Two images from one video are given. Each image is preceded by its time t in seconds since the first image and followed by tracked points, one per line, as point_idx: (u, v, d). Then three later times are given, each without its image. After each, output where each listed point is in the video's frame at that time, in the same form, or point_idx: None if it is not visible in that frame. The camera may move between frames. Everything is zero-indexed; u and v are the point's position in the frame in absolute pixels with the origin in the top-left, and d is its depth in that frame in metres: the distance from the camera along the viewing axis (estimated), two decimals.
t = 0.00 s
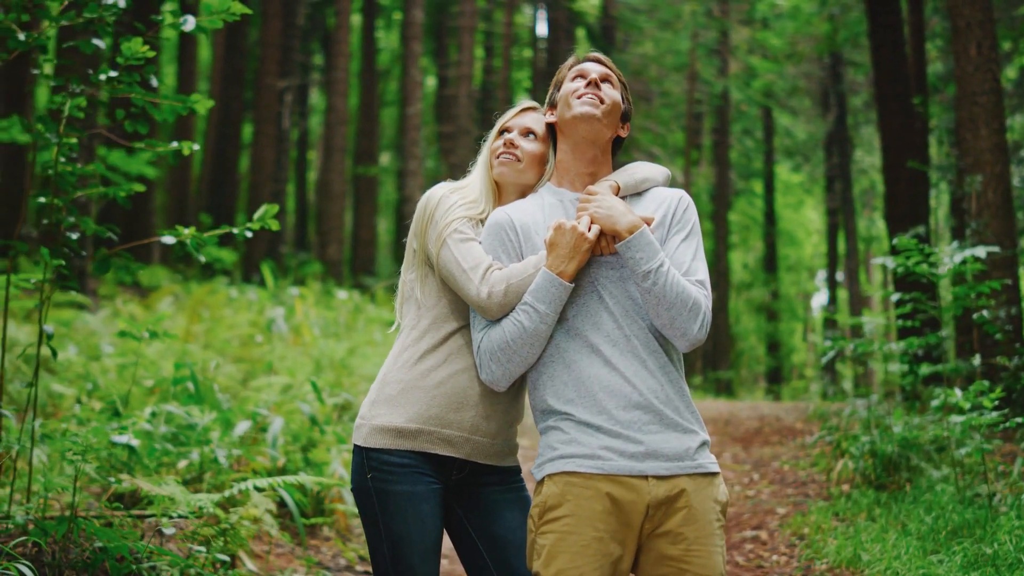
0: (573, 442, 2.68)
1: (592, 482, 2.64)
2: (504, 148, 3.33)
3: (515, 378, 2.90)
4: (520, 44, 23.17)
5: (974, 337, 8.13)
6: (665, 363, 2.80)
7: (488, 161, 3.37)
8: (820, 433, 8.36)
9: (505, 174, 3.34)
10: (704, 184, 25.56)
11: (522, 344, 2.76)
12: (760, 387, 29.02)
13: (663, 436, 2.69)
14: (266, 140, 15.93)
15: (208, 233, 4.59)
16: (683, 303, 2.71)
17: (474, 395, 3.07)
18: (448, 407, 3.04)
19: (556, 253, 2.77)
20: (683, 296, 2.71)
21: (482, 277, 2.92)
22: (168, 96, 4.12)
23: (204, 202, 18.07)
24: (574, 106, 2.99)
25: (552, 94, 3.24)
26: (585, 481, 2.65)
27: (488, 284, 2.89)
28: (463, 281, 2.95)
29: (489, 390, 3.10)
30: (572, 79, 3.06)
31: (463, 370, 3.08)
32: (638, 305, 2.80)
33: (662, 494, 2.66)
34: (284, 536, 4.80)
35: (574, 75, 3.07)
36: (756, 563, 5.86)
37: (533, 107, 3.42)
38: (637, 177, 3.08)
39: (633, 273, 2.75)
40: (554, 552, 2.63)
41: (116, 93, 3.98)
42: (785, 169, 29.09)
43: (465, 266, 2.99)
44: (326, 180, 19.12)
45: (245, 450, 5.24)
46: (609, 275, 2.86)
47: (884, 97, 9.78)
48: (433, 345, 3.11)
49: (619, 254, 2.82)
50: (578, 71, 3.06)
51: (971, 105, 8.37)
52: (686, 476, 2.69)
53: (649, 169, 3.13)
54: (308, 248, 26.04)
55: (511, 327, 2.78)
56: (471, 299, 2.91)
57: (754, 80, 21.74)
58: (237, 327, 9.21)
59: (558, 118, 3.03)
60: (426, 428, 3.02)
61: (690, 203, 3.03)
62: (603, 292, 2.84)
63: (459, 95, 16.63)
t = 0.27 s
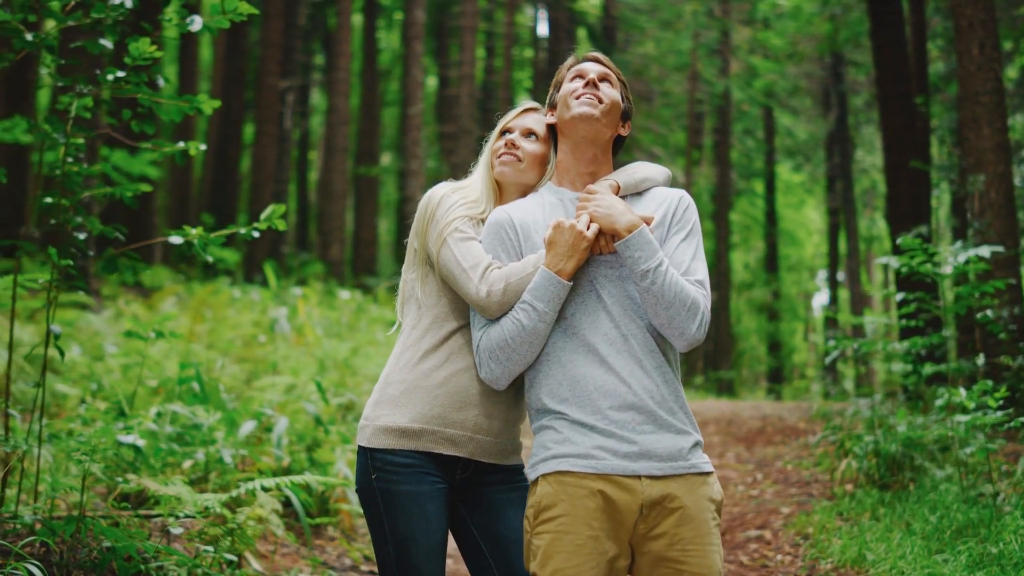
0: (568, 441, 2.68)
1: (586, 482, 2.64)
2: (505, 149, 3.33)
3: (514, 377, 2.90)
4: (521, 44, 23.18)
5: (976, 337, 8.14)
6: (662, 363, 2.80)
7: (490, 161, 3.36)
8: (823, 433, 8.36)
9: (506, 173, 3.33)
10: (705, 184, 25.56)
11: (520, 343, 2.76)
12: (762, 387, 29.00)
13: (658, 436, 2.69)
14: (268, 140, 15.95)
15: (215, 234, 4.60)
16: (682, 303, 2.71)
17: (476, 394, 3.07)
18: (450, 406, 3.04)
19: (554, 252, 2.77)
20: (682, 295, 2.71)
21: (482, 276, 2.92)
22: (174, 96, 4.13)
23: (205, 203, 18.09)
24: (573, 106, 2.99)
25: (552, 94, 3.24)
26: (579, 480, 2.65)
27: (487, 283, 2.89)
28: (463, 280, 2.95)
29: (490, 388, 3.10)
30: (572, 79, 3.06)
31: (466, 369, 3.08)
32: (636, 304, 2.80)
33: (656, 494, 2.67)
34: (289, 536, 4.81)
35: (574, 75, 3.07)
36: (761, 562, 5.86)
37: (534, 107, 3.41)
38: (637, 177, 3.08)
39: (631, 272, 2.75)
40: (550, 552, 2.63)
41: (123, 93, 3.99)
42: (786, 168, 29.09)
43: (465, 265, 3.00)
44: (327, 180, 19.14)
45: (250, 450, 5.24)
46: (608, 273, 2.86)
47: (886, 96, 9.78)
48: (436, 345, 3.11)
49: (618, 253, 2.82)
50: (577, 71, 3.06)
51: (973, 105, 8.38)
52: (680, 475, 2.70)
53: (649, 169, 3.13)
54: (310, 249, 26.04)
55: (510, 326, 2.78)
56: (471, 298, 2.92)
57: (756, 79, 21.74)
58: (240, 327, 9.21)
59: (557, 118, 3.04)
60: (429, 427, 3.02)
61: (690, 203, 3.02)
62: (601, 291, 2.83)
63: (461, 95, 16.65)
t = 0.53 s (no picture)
0: (568, 439, 2.68)
1: (585, 481, 2.64)
2: (506, 148, 3.33)
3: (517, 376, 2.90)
4: (522, 44, 23.19)
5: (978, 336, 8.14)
6: (663, 361, 2.80)
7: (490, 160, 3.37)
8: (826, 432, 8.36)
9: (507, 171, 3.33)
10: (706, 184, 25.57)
11: (523, 343, 2.76)
12: (763, 386, 28.99)
13: (659, 436, 2.69)
14: (268, 140, 15.96)
15: (220, 233, 4.59)
16: (685, 302, 2.71)
17: (479, 392, 3.08)
18: (455, 405, 3.04)
19: (557, 251, 2.77)
20: (685, 295, 2.71)
21: (486, 276, 2.92)
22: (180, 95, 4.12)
23: (207, 203, 18.09)
24: (573, 105, 2.99)
25: (552, 93, 3.24)
26: (579, 478, 2.65)
27: (491, 284, 2.89)
28: (466, 279, 2.96)
29: (493, 388, 3.10)
30: (571, 77, 3.06)
31: (470, 368, 3.08)
32: (638, 303, 2.80)
33: (656, 492, 2.66)
34: (293, 535, 4.81)
35: (573, 74, 3.07)
36: (764, 561, 5.86)
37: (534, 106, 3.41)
38: (637, 176, 3.08)
39: (633, 272, 2.75)
40: (551, 550, 2.62)
41: (128, 93, 3.99)
42: (786, 168, 29.08)
43: (469, 264, 3.00)
44: (328, 180, 19.13)
45: (254, 448, 5.24)
46: (609, 273, 2.86)
47: (888, 96, 9.77)
48: (440, 344, 3.12)
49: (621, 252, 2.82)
50: (577, 70, 3.06)
51: (975, 104, 8.38)
52: (680, 474, 2.69)
53: (649, 168, 3.13)
54: (311, 248, 26.04)
55: (513, 326, 2.78)
56: (475, 298, 2.92)
57: (756, 79, 21.75)
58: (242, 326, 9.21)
59: (558, 118, 3.04)
60: (435, 427, 3.03)
61: (691, 202, 3.03)
62: (602, 291, 2.84)
63: (462, 95, 16.66)
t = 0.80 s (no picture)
0: (575, 438, 2.69)
1: (593, 479, 2.65)
2: (511, 145, 3.32)
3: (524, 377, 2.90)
4: (522, 43, 23.20)
5: (980, 335, 8.14)
6: (669, 359, 2.80)
7: (490, 155, 3.36)
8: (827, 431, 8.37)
9: (507, 167, 3.33)
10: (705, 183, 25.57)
11: (532, 343, 2.75)
12: (763, 386, 28.98)
13: (665, 434, 2.70)
14: (269, 139, 15.96)
15: (225, 231, 4.59)
16: (693, 302, 2.72)
17: (486, 392, 3.08)
18: (463, 405, 3.05)
19: (567, 252, 2.76)
20: (692, 294, 2.72)
21: (493, 276, 2.90)
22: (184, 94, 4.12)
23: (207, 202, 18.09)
24: (578, 103, 2.98)
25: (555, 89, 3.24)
26: (587, 477, 2.65)
27: (500, 284, 2.87)
28: (475, 279, 2.93)
29: (499, 387, 3.11)
30: (572, 73, 3.06)
31: (478, 367, 3.08)
32: (646, 303, 2.80)
33: (662, 490, 2.67)
34: (296, 534, 4.81)
35: (575, 70, 3.06)
36: (766, 560, 5.86)
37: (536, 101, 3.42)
38: (641, 173, 3.08)
39: (643, 271, 2.74)
40: (558, 549, 2.64)
41: (133, 91, 3.98)
42: (786, 167, 29.06)
43: (477, 263, 2.98)
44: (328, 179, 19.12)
45: (257, 447, 5.24)
46: (617, 272, 2.85)
47: (888, 94, 9.76)
48: (446, 344, 3.11)
49: (629, 251, 2.82)
50: (579, 66, 3.05)
51: (976, 103, 8.39)
52: (686, 472, 2.70)
53: (651, 165, 3.13)
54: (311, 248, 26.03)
55: (522, 326, 2.78)
56: (483, 298, 2.90)
57: (757, 78, 21.76)
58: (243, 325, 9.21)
59: (563, 115, 3.03)
60: (444, 427, 3.03)
61: (695, 199, 3.03)
62: (610, 290, 2.84)
63: (462, 94, 16.66)
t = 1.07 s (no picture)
0: (583, 440, 2.69)
1: (602, 482, 2.65)
2: (516, 146, 3.29)
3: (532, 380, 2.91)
4: (523, 43, 23.22)
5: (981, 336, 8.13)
6: (677, 363, 2.80)
7: (492, 156, 3.32)
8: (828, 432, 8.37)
9: (512, 169, 3.32)
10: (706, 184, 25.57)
11: (542, 348, 2.75)
12: (764, 386, 28.96)
13: (673, 437, 2.70)
14: (270, 139, 15.98)
15: (227, 232, 4.59)
16: (702, 305, 2.72)
17: (492, 396, 3.07)
18: (470, 409, 3.04)
19: (577, 257, 2.76)
20: (702, 297, 2.72)
21: (503, 281, 2.89)
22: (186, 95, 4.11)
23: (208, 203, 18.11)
24: (591, 101, 2.97)
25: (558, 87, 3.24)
26: (596, 480, 2.65)
27: (510, 289, 2.87)
28: (484, 284, 2.93)
29: (505, 390, 3.10)
30: (580, 73, 3.05)
31: (484, 370, 3.07)
32: (655, 306, 2.80)
33: (671, 492, 2.67)
34: (297, 535, 4.81)
35: (583, 71, 3.05)
36: (768, 561, 5.86)
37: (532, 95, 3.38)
38: (648, 175, 3.07)
39: (652, 275, 2.74)
40: (567, 551, 2.64)
41: (136, 92, 3.99)
42: (787, 168, 29.05)
43: (485, 268, 2.96)
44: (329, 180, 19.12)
45: (258, 447, 5.24)
46: (627, 276, 2.85)
47: (889, 95, 9.76)
48: (451, 347, 3.10)
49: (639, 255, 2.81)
50: (585, 67, 3.05)
51: (977, 103, 8.39)
52: (694, 474, 2.70)
53: (656, 165, 3.13)
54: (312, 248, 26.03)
55: (532, 331, 2.78)
56: (493, 302, 2.89)
57: (758, 79, 21.80)
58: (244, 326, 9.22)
59: (573, 115, 3.01)
60: (451, 430, 3.02)
61: (700, 202, 3.04)
62: (619, 294, 2.83)
63: (463, 94, 16.66)
